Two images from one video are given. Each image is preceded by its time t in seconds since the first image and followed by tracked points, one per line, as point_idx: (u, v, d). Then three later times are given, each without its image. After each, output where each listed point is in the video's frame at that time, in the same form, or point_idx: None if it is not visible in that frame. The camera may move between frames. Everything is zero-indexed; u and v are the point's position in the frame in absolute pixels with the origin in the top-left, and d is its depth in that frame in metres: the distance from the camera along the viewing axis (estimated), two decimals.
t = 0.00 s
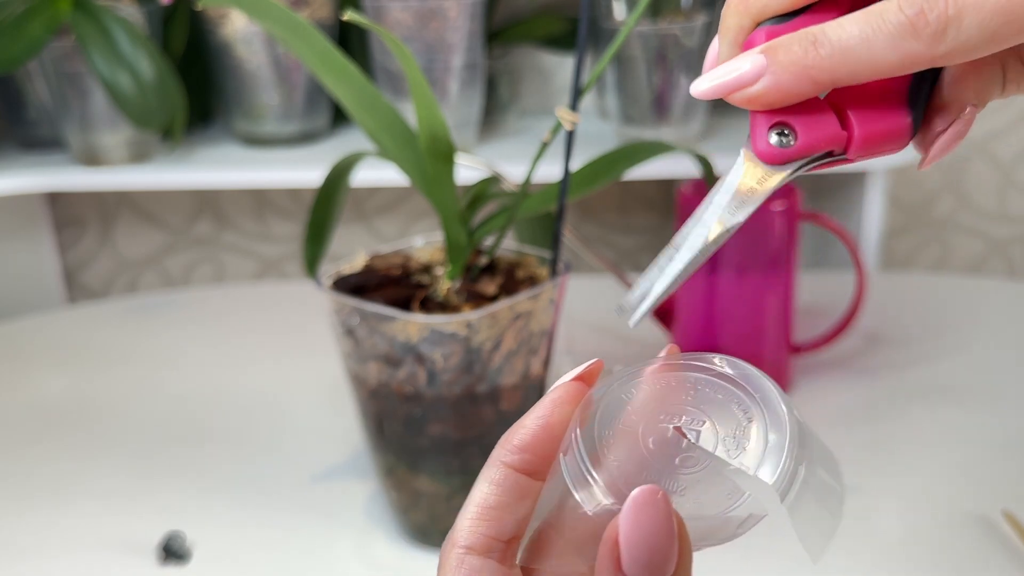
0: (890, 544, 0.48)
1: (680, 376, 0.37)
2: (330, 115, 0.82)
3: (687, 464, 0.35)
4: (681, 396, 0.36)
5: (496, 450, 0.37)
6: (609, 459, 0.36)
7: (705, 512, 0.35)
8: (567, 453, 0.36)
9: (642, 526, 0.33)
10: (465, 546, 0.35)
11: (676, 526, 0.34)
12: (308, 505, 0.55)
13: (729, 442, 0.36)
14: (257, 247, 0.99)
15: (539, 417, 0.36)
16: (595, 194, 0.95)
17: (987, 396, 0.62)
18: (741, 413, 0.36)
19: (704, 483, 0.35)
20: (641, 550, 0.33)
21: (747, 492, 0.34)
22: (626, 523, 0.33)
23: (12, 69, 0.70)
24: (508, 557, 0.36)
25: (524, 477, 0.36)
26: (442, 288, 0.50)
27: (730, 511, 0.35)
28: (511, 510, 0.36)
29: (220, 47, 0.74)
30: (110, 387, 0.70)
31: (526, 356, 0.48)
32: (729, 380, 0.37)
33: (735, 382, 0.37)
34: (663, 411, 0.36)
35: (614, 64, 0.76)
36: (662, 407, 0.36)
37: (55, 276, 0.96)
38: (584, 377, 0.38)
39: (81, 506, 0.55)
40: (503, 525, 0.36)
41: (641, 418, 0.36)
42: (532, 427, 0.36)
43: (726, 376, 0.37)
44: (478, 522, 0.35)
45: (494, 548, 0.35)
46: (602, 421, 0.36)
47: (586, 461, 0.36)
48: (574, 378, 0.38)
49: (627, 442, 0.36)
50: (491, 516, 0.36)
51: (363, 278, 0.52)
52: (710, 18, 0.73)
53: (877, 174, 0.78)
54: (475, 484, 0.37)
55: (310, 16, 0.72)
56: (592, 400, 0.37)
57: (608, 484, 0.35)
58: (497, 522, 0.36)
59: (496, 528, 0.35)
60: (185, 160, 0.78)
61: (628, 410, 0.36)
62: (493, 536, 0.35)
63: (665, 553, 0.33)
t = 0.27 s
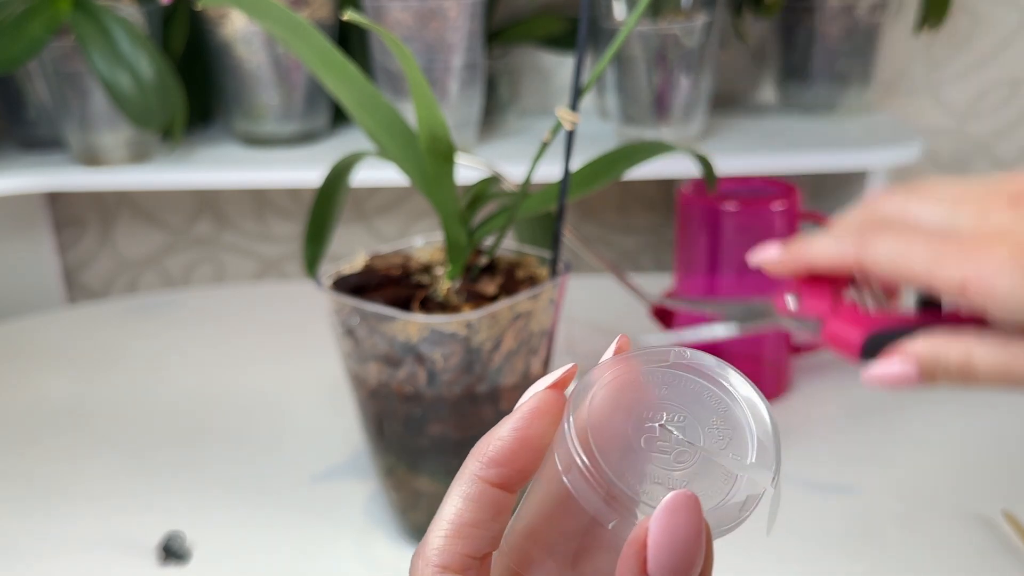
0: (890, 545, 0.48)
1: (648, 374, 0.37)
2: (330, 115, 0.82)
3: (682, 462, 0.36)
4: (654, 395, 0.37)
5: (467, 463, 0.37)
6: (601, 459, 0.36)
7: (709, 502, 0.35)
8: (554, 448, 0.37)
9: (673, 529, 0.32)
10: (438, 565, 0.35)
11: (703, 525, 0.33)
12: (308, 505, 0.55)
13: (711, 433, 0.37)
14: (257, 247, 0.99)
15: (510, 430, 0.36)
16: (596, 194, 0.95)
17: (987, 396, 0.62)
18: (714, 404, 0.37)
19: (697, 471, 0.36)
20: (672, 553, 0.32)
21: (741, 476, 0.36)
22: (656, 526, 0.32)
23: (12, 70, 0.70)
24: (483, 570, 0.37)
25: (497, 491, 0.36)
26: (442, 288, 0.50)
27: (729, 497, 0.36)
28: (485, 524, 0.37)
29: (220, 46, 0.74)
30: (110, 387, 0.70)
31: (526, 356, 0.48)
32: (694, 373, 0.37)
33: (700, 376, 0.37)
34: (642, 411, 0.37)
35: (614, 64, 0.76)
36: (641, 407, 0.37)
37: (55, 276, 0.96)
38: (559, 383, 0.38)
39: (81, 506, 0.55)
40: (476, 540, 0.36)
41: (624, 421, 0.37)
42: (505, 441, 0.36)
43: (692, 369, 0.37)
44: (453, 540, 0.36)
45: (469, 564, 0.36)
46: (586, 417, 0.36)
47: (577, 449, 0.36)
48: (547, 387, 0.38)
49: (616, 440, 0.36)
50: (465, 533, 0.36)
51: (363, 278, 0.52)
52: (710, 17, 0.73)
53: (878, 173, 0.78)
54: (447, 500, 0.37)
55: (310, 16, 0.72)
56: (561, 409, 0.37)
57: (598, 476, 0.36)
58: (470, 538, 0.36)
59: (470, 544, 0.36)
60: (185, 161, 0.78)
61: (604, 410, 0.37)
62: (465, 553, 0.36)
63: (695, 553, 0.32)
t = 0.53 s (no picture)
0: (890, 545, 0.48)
1: (598, 370, 0.36)
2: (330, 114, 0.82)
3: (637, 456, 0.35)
4: (605, 391, 0.35)
5: (425, 475, 0.35)
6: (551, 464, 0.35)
7: (666, 497, 0.34)
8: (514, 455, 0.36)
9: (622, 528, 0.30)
10: None
11: (654, 526, 0.30)
12: (309, 505, 0.55)
13: (668, 424, 0.35)
14: (257, 247, 0.99)
15: (466, 440, 0.35)
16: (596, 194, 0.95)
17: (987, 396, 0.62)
18: (671, 393, 0.35)
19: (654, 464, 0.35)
20: (623, 553, 0.30)
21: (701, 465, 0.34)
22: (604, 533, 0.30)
23: (12, 70, 0.70)
24: None
25: (456, 502, 0.34)
26: (442, 288, 0.50)
27: (689, 488, 0.34)
28: (445, 536, 0.34)
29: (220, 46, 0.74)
30: (110, 387, 0.70)
31: (526, 356, 0.48)
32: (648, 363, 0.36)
33: (654, 366, 0.35)
34: (595, 409, 0.36)
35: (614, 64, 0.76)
36: (592, 405, 0.36)
37: (55, 276, 0.96)
38: (513, 390, 0.36)
39: (82, 506, 0.55)
40: (439, 553, 0.34)
41: (575, 420, 0.36)
42: (461, 450, 0.34)
43: (645, 360, 0.36)
44: (415, 552, 0.34)
45: None
46: (541, 420, 0.36)
47: (533, 460, 0.36)
48: (500, 396, 0.36)
49: (566, 442, 0.35)
50: (426, 545, 0.34)
51: (363, 278, 0.52)
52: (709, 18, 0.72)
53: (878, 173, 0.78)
54: (407, 512, 0.35)
55: (310, 16, 0.72)
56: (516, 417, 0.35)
57: (551, 479, 0.35)
58: (430, 551, 0.34)
59: (433, 556, 0.34)
60: (185, 161, 0.78)
61: (558, 416, 0.36)
62: (429, 565, 0.34)
63: (648, 555, 0.30)
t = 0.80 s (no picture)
0: (891, 546, 0.47)
1: (573, 342, 0.35)
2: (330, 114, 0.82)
3: (612, 430, 0.33)
4: (581, 363, 0.34)
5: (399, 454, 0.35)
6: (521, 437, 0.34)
7: (634, 474, 0.34)
8: (482, 429, 0.35)
9: (581, 505, 0.29)
10: (383, 558, 0.34)
11: (613, 502, 0.29)
12: (309, 506, 0.55)
13: (645, 396, 0.34)
14: (257, 247, 0.99)
15: (436, 416, 0.34)
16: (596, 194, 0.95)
17: (987, 395, 0.62)
18: (648, 366, 0.34)
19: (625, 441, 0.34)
20: (581, 528, 0.29)
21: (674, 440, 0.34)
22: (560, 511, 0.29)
23: (12, 69, 0.70)
24: (428, 558, 0.35)
25: (430, 479, 0.34)
26: (442, 288, 0.50)
27: (656, 465, 0.34)
28: (425, 513, 0.34)
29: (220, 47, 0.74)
30: (110, 387, 0.70)
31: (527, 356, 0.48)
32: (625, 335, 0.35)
33: (629, 338, 0.35)
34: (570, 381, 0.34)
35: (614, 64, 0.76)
36: (567, 377, 0.34)
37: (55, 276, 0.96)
38: (479, 361, 0.35)
39: (81, 506, 0.55)
40: (419, 530, 0.34)
41: (549, 392, 0.34)
42: (430, 428, 0.34)
43: (623, 332, 0.35)
44: (393, 532, 0.34)
45: (413, 555, 0.34)
46: (513, 395, 0.34)
47: (499, 436, 0.34)
48: (468, 368, 0.35)
49: (539, 415, 0.34)
50: (404, 524, 0.34)
51: (363, 278, 0.52)
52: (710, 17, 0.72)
53: (879, 173, 0.78)
54: (384, 492, 0.35)
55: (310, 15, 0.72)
56: (483, 388, 0.35)
57: (520, 455, 0.34)
58: (406, 530, 0.34)
59: (411, 535, 0.34)
60: (185, 160, 0.78)
61: (531, 390, 0.34)
62: (411, 543, 0.34)
63: (608, 531, 0.29)
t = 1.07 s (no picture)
0: (894, 544, 0.47)
1: (594, 328, 0.34)
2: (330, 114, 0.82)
3: (632, 418, 0.33)
4: (600, 350, 0.34)
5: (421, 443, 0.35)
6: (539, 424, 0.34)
7: (658, 463, 0.33)
8: (501, 419, 0.35)
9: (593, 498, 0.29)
10: (406, 547, 0.34)
11: (631, 494, 0.29)
12: (308, 506, 0.55)
13: (667, 385, 0.33)
14: (257, 247, 0.99)
15: (454, 405, 0.34)
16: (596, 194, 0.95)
17: (988, 395, 0.62)
18: (669, 352, 0.33)
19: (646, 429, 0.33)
20: (597, 521, 0.29)
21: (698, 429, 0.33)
22: (578, 504, 0.29)
23: (11, 69, 0.70)
24: (452, 547, 0.35)
25: (452, 467, 0.34)
26: (442, 288, 0.50)
27: (679, 455, 0.34)
28: (447, 502, 0.35)
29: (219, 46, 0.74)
30: (109, 387, 0.70)
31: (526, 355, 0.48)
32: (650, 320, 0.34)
33: (654, 324, 0.34)
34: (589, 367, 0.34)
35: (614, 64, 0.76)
36: (587, 364, 0.34)
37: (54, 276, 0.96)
38: (498, 348, 0.36)
39: (80, 507, 0.55)
40: (441, 520, 0.35)
41: (567, 380, 0.34)
42: (450, 417, 0.34)
43: (646, 317, 0.34)
44: (415, 522, 0.34)
45: (436, 544, 0.35)
46: (531, 383, 0.34)
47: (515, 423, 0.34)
48: (485, 356, 0.35)
49: (556, 402, 0.34)
50: (426, 514, 0.34)
51: (362, 278, 0.51)
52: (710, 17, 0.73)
53: (880, 173, 0.78)
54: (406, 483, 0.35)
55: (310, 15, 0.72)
56: (501, 374, 0.35)
57: (536, 442, 0.34)
58: (427, 518, 0.34)
59: (434, 524, 0.34)
60: (184, 160, 0.78)
61: (550, 378, 0.34)
62: (433, 532, 0.35)
63: (624, 525, 0.29)
